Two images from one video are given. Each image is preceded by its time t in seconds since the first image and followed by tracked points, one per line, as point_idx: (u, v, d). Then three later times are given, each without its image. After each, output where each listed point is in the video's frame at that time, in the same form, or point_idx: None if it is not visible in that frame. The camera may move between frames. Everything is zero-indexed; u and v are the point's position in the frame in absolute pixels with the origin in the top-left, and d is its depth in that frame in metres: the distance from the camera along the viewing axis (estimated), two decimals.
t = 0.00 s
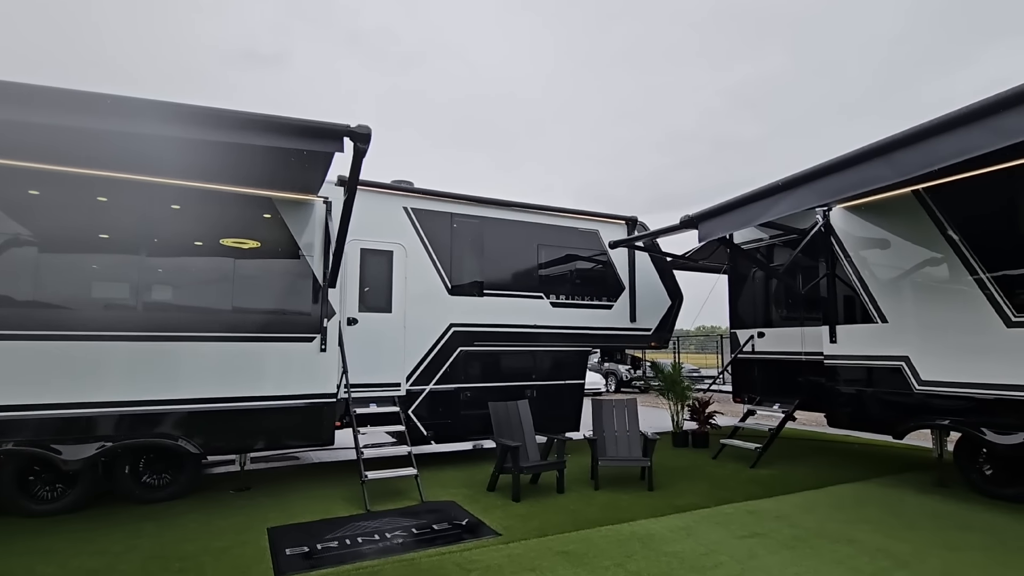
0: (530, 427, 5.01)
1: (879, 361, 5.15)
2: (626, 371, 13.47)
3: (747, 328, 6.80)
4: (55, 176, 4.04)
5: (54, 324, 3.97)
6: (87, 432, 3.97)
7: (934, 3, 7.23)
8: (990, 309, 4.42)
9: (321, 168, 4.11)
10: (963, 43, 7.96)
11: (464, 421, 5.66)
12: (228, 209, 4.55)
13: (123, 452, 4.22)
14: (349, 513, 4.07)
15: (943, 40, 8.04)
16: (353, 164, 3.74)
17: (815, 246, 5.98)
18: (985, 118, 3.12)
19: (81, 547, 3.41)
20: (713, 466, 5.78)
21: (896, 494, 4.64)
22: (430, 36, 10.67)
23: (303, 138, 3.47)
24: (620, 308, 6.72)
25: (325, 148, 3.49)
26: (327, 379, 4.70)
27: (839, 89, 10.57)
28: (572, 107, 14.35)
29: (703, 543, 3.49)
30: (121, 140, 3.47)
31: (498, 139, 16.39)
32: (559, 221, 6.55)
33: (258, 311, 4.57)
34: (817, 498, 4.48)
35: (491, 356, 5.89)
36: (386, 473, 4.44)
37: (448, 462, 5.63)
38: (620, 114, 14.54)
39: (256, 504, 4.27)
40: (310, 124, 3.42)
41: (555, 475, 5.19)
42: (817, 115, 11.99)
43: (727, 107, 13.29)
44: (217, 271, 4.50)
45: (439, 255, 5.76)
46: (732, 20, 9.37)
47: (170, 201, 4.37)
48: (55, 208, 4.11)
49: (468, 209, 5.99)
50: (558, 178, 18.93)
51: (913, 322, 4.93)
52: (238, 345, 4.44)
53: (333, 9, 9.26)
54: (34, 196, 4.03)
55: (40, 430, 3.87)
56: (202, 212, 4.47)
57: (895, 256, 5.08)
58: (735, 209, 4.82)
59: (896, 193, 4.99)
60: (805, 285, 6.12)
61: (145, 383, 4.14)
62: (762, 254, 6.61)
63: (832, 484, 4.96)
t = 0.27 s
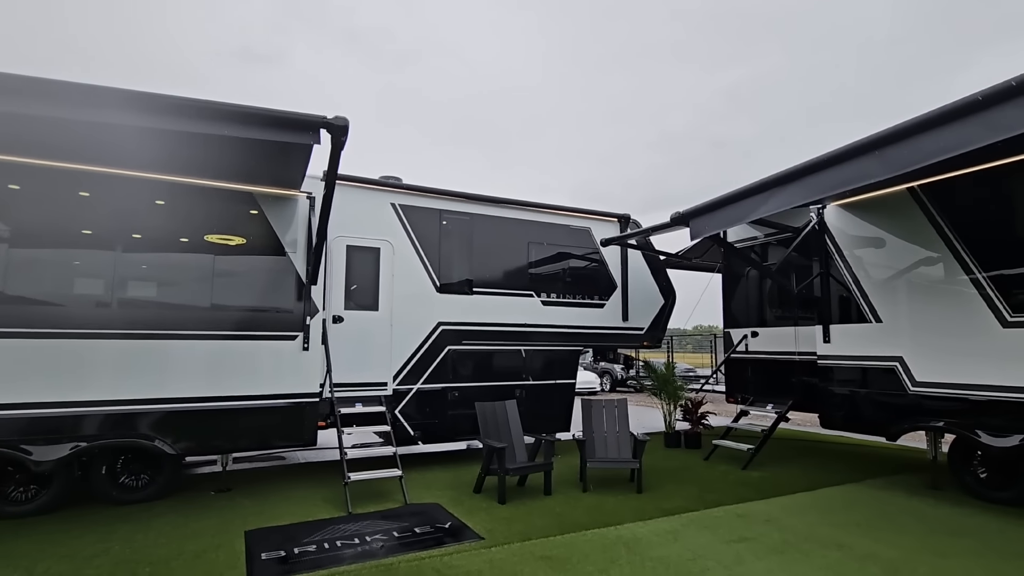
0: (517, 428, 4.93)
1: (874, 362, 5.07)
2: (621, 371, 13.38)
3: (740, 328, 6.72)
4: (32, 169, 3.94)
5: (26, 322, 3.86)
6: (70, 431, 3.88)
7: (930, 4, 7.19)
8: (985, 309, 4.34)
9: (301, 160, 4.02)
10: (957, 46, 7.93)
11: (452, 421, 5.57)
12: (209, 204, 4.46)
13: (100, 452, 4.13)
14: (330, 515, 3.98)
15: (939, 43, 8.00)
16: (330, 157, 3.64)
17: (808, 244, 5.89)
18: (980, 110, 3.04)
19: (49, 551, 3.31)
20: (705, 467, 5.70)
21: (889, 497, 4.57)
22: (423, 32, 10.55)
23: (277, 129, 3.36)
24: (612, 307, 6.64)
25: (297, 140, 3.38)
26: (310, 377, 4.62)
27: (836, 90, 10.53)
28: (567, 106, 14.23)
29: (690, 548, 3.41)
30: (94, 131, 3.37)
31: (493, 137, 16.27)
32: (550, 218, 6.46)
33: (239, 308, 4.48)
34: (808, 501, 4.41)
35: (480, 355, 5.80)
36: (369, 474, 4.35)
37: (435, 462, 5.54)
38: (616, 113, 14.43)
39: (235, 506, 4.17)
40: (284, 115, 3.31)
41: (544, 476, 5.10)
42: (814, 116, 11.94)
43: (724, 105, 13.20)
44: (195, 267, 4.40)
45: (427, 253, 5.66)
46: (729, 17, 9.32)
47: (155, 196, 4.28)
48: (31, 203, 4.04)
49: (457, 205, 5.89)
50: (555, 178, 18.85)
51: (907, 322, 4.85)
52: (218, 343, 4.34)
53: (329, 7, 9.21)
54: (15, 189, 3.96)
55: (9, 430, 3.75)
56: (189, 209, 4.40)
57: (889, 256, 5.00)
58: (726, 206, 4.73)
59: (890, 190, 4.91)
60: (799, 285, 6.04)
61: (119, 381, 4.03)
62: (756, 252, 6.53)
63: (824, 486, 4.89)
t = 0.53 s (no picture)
0: (510, 428, 4.86)
1: (873, 359, 5.00)
2: (619, 369, 13.31)
3: (738, 326, 6.65)
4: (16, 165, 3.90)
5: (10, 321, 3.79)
6: (61, 432, 3.84)
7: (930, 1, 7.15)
8: (986, 306, 4.27)
9: (287, 154, 3.95)
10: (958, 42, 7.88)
11: (445, 421, 5.50)
12: (200, 201, 4.42)
13: (87, 452, 4.07)
14: (319, 516, 3.92)
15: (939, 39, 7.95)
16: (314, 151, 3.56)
17: (806, 241, 5.81)
18: (978, 101, 2.97)
19: (30, 554, 3.25)
20: (701, 467, 5.64)
21: (887, 497, 4.51)
22: (419, 29, 10.46)
23: (259, 123, 3.29)
24: (608, 304, 6.57)
25: (279, 134, 3.31)
26: (299, 376, 4.59)
27: (836, 87, 10.46)
28: (566, 102, 14.13)
29: (684, 550, 3.35)
30: (76, 126, 3.31)
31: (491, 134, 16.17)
32: (545, 215, 6.39)
33: (226, 306, 4.42)
34: (805, 501, 4.34)
35: (474, 354, 5.72)
36: (359, 474, 4.29)
37: (428, 462, 5.48)
38: (614, 110, 14.34)
39: (223, 506, 4.11)
40: (266, 108, 3.24)
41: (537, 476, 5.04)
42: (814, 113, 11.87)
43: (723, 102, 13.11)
44: (181, 265, 4.32)
45: (420, 250, 5.59)
46: (730, 15, 9.24)
47: (141, 194, 4.23)
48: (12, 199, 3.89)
49: (450, 202, 5.82)
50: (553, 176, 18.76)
51: (906, 319, 4.78)
52: (205, 341, 4.30)
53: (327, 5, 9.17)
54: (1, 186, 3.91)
55: None
56: (174, 206, 4.33)
57: (888, 252, 4.93)
58: (722, 201, 4.65)
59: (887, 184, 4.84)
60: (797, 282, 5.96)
61: (103, 381, 3.97)
62: (754, 249, 6.45)
63: (822, 486, 4.82)
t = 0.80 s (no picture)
0: (504, 426, 4.80)
1: (870, 356, 4.94)
2: (617, 366, 13.23)
3: (735, 322, 6.59)
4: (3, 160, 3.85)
5: None
6: (50, 431, 3.78)
7: None
8: (986, 302, 4.21)
9: (272, 147, 3.87)
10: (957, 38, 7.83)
11: (438, 419, 5.42)
12: (189, 197, 4.34)
13: (73, 451, 3.99)
14: (307, 517, 3.84)
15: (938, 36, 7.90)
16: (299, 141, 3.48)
17: (803, 237, 5.74)
18: (979, 89, 2.90)
19: (9, 555, 3.17)
20: (698, 465, 5.57)
21: (886, 495, 4.44)
22: (415, 24, 10.37)
23: (242, 112, 3.20)
24: (604, 301, 6.50)
25: (262, 124, 3.22)
26: (287, 375, 4.48)
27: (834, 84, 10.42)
28: (563, 99, 14.03)
29: (678, 550, 3.28)
30: (55, 115, 3.20)
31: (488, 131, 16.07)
32: (540, 211, 6.32)
33: (212, 304, 4.33)
34: (802, 500, 4.28)
35: (468, 351, 5.65)
36: (349, 474, 4.21)
37: (421, 461, 5.40)
38: (612, 107, 14.24)
39: (209, 507, 4.03)
40: (248, 97, 3.16)
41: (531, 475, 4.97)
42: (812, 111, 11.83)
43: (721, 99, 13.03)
44: (166, 261, 4.24)
45: (413, 246, 5.50)
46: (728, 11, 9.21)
47: (133, 188, 4.15)
48: None
49: (444, 198, 5.74)
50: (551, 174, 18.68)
51: (905, 315, 4.72)
52: (190, 339, 4.20)
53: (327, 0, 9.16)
54: None
55: None
56: (164, 202, 4.26)
57: (887, 247, 4.87)
58: (717, 194, 4.58)
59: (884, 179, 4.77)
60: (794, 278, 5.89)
61: (84, 379, 3.88)
62: (751, 245, 6.38)
63: (819, 484, 4.76)
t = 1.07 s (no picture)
0: (497, 427, 4.69)
1: (870, 356, 4.85)
2: (613, 366, 13.13)
3: (732, 321, 6.50)
4: None
5: None
6: (36, 433, 3.67)
7: None
8: (989, 300, 4.11)
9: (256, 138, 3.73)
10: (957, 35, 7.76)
11: (430, 420, 5.30)
12: (175, 192, 4.22)
13: (50, 455, 3.86)
14: (293, 521, 3.73)
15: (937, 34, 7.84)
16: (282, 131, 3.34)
17: (802, 234, 5.66)
18: (988, 77, 2.80)
19: None
20: (695, 466, 5.48)
21: (886, 497, 4.36)
22: (410, 21, 10.25)
23: (220, 100, 3.06)
24: (600, 300, 6.40)
25: (241, 113, 3.08)
26: (273, 375, 4.35)
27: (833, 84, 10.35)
28: (560, 97, 13.92)
29: (675, 555, 3.18)
30: (28, 102, 3.06)
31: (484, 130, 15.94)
32: (535, 208, 6.21)
33: (195, 302, 4.20)
34: (801, 502, 4.19)
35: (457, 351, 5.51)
36: (336, 477, 4.09)
37: (413, 462, 5.29)
38: (609, 105, 14.13)
39: (191, 511, 3.91)
40: (227, 84, 3.01)
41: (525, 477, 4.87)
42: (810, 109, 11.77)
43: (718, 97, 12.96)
44: (149, 257, 4.11)
45: (405, 243, 5.39)
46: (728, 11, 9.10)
47: (118, 185, 4.04)
48: None
49: (437, 194, 5.63)
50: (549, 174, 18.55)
51: (906, 314, 4.62)
52: (172, 339, 4.07)
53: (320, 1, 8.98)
54: None
55: None
56: (152, 198, 4.14)
57: (887, 245, 4.78)
58: (714, 189, 4.49)
59: (885, 175, 4.69)
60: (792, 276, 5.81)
61: (65, 379, 3.75)
62: (749, 243, 6.30)
63: (818, 486, 4.67)
